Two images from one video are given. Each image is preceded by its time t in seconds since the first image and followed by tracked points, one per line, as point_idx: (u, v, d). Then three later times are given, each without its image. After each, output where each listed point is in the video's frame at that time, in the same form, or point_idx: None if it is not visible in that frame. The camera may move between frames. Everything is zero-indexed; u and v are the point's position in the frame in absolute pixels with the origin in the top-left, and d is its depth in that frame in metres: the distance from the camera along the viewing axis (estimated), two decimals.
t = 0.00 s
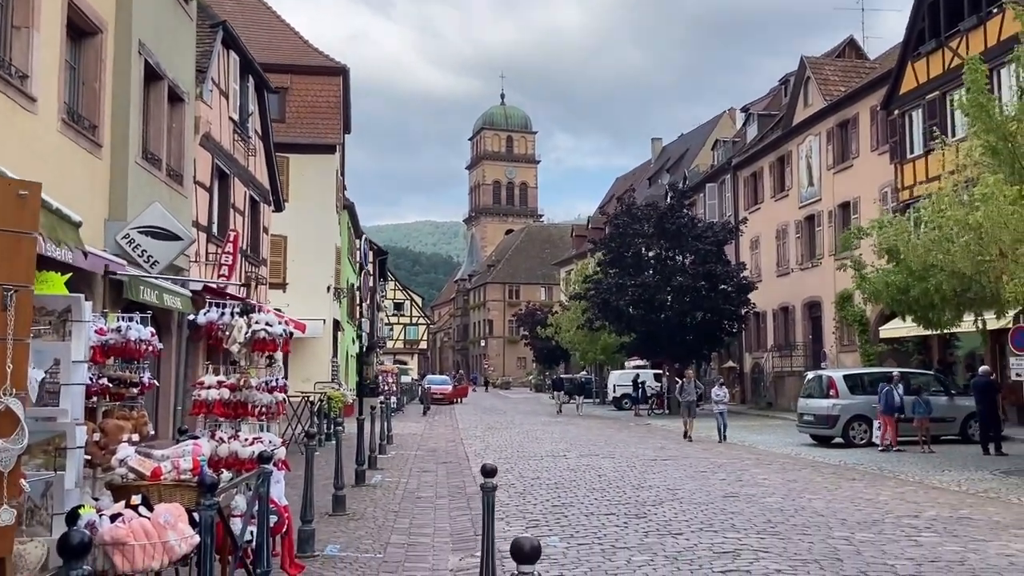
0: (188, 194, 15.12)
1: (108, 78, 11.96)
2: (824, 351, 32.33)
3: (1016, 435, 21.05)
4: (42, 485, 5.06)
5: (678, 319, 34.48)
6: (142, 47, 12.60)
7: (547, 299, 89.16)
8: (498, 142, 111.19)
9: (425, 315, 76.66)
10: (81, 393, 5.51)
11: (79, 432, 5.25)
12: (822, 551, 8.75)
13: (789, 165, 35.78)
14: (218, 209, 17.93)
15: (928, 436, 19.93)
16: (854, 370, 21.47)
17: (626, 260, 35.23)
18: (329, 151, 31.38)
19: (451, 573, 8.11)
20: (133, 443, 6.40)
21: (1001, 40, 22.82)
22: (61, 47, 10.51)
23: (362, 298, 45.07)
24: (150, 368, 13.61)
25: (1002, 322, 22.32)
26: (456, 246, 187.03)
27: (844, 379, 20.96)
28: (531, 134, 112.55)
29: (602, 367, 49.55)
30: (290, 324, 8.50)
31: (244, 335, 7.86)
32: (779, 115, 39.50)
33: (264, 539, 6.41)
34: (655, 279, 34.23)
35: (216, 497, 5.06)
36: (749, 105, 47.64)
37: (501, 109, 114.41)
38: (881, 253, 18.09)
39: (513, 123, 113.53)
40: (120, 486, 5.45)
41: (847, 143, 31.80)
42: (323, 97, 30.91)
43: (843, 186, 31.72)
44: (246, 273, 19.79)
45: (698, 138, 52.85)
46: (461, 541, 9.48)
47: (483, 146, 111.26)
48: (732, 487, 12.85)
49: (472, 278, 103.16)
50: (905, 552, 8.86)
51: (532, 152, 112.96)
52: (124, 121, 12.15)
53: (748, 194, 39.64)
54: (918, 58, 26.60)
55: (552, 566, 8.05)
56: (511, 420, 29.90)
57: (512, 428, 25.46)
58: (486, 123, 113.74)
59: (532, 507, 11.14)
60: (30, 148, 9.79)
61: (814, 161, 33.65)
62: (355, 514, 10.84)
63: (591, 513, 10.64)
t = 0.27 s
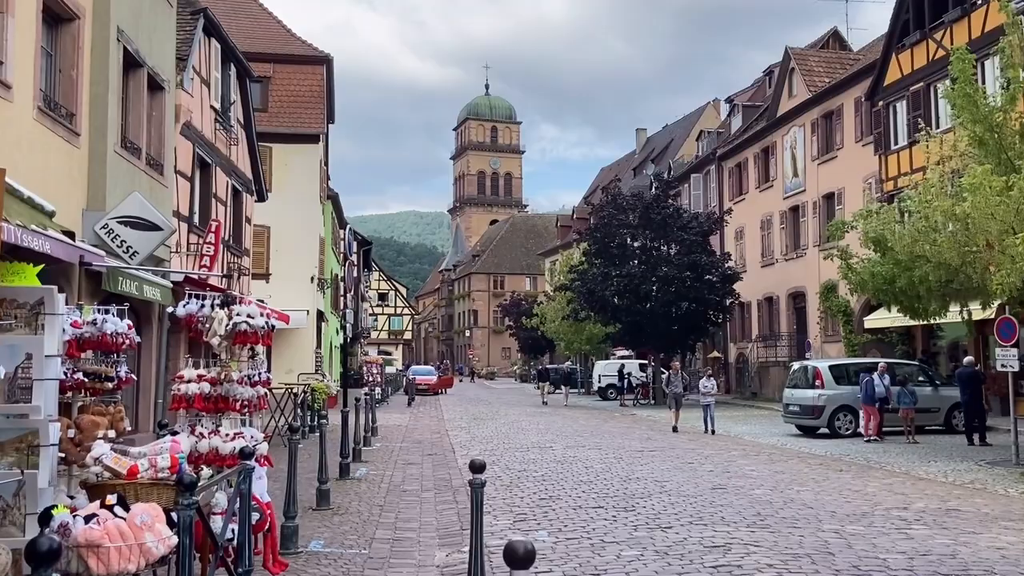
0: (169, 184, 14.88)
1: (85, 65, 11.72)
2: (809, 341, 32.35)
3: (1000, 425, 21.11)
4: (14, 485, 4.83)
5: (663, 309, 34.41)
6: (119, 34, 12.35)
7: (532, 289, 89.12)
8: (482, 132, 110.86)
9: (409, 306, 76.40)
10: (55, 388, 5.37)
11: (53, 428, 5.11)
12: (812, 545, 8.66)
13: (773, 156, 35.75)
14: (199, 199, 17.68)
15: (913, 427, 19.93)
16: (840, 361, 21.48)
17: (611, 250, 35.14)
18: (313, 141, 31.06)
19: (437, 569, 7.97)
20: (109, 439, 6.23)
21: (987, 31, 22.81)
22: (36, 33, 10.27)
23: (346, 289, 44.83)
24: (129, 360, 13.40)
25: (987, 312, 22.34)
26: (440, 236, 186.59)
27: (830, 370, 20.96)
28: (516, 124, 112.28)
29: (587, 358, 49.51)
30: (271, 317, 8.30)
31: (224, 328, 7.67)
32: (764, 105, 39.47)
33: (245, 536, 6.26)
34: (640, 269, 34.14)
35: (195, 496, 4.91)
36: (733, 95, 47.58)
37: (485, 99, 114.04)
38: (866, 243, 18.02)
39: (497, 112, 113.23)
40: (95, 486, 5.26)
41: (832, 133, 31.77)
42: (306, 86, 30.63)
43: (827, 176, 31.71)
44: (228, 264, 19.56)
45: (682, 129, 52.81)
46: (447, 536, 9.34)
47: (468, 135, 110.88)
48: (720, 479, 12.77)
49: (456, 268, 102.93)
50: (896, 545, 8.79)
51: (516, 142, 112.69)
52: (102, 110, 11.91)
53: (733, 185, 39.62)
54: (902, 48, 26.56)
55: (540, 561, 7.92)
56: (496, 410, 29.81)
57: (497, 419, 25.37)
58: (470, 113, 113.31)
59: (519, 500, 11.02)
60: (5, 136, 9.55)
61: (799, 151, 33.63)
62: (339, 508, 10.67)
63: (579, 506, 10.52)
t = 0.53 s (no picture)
0: (145, 171, 14.59)
1: (58, 49, 11.43)
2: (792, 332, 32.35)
3: (983, 415, 21.14)
4: None
5: (647, 300, 34.31)
6: (94, 17, 12.05)
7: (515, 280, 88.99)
8: (465, 122, 110.41)
9: (391, 296, 76.09)
10: (23, 380, 5.09)
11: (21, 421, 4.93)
12: (802, 537, 8.54)
13: (758, 146, 35.70)
14: (176, 187, 17.38)
15: (898, 417, 19.92)
16: (824, 351, 21.45)
17: (595, 240, 35.00)
18: (294, 129, 30.72)
19: (421, 563, 7.80)
20: (81, 433, 6.02)
21: (972, 20, 22.78)
22: (7, 15, 9.97)
23: (327, 280, 44.51)
24: (105, 351, 13.15)
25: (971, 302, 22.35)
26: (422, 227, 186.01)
27: (814, 361, 20.92)
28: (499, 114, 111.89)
29: (570, 349, 49.43)
30: (250, 307, 8.07)
31: (200, 318, 7.45)
32: (748, 95, 39.41)
33: (223, 533, 6.09)
34: (624, 259, 34.02)
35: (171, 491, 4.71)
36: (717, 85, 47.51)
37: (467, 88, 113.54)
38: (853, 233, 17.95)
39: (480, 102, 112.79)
40: (66, 482, 5.04)
41: (816, 123, 31.72)
42: (286, 73, 30.43)
43: (812, 166, 31.68)
44: (207, 254, 19.28)
45: (666, 119, 52.73)
46: (432, 530, 9.17)
47: (450, 125, 110.41)
48: (706, 471, 12.66)
49: (439, 259, 102.60)
50: (887, 537, 8.69)
51: (499, 131, 112.32)
52: (76, 94, 11.63)
53: (717, 175, 39.56)
54: (887, 38, 26.51)
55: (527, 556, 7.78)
56: (480, 401, 29.66)
57: (481, 410, 25.22)
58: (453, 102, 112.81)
59: (503, 493, 10.86)
60: None
61: (783, 141, 33.58)
62: (321, 501, 10.49)
63: (564, 499, 10.39)
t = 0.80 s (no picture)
0: (123, 159, 14.35)
1: (33, 32, 11.18)
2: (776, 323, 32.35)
3: (966, 406, 21.18)
4: None
5: (632, 292, 34.23)
6: None
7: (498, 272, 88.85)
8: (448, 113, 109.99)
9: (374, 288, 75.79)
10: None
11: None
12: (790, 529, 8.44)
13: (742, 138, 35.67)
14: (155, 175, 17.13)
15: (881, 409, 19.90)
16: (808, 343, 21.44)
17: (580, 232, 34.90)
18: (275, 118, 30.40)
19: (405, 557, 7.64)
20: (53, 424, 5.84)
21: (959, 12, 22.77)
22: None
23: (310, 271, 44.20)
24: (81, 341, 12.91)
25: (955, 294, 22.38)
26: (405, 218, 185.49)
27: (799, 352, 20.90)
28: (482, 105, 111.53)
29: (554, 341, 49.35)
30: (229, 296, 7.90)
31: (178, 307, 7.26)
32: (733, 87, 39.37)
33: (201, 526, 5.89)
34: (608, 251, 33.93)
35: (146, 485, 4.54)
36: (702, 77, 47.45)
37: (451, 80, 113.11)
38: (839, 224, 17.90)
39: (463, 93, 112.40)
40: (37, 474, 4.90)
41: (801, 116, 31.70)
42: (267, 62, 30.09)
43: (796, 158, 31.67)
44: (187, 244, 19.04)
45: (651, 111, 52.67)
46: (415, 523, 9.01)
47: (434, 116, 109.98)
48: (692, 462, 12.57)
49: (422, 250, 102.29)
50: (875, 529, 8.59)
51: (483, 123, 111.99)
52: (52, 79, 11.39)
53: (702, 167, 39.53)
54: (872, 30, 26.48)
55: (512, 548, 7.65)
56: (463, 393, 29.51)
57: (465, 402, 25.08)
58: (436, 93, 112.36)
59: (488, 485, 10.73)
60: None
61: (767, 133, 33.55)
62: (303, 494, 10.32)
63: (550, 491, 10.27)
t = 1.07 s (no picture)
0: (102, 148, 14.03)
1: (9, 16, 10.88)
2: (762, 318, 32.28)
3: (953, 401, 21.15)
4: None
5: (618, 286, 34.08)
6: None
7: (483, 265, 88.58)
8: (432, 105, 109.48)
9: (357, 281, 75.36)
10: None
11: None
12: (785, 527, 8.29)
13: (729, 132, 35.56)
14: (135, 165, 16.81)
15: (869, 404, 19.82)
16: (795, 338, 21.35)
17: (566, 226, 34.73)
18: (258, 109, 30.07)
19: (393, 556, 7.44)
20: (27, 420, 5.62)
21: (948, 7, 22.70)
22: None
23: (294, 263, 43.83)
24: (58, 334, 12.61)
25: (942, 289, 22.33)
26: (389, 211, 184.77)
27: (786, 347, 20.81)
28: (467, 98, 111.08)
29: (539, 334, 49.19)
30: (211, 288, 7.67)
31: (158, 299, 7.01)
32: (720, 81, 39.26)
33: (182, 527, 5.67)
34: (594, 245, 33.76)
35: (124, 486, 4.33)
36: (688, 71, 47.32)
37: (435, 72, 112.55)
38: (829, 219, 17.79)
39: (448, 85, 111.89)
40: (8, 473, 4.68)
41: (788, 110, 31.60)
42: (249, 52, 29.99)
43: (783, 153, 31.58)
44: (168, 236, 18.73)
45: (637, 104, 52.52)
46: (403, 520, 8.81)
47: (418, 109, 109.46)
48: (682, 458, 12.41)
49: (406, 244, 101.88)
50: (871, 527, 8.45)
51: (468, 115, 111.55)
52: (28, 65, 11.10)
53: (688, 161, 39.41)
54: (860, 25, 26.38)
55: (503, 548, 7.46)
56: (448, 387, 29.29)
57: (450, 396, 24.87)
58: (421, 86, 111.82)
59: (477, 482, 10.53)
60: None
61: (754, 128, 33.44)
62: (287, 490, 10.09)
63: (540, 487, 10.09)
